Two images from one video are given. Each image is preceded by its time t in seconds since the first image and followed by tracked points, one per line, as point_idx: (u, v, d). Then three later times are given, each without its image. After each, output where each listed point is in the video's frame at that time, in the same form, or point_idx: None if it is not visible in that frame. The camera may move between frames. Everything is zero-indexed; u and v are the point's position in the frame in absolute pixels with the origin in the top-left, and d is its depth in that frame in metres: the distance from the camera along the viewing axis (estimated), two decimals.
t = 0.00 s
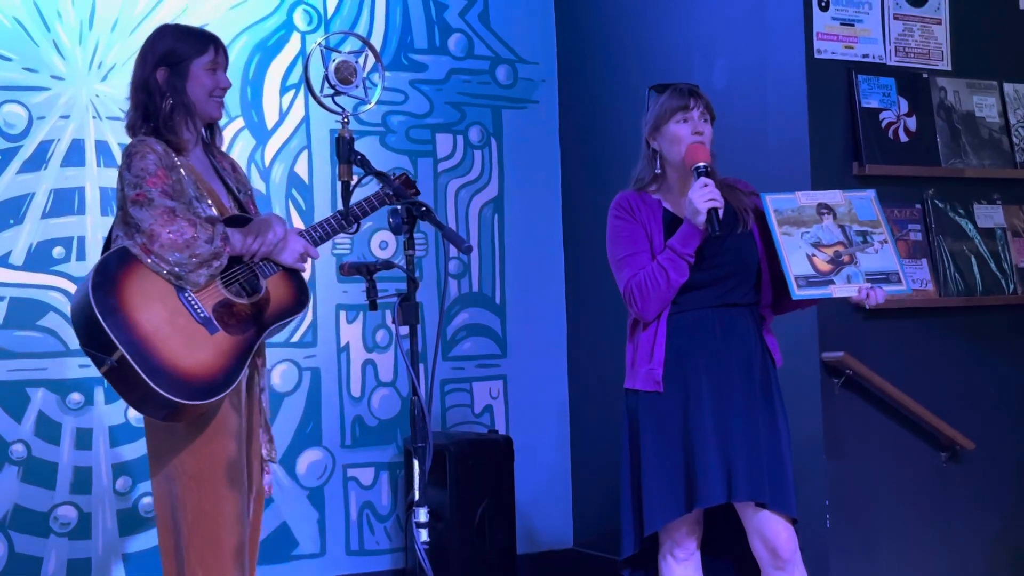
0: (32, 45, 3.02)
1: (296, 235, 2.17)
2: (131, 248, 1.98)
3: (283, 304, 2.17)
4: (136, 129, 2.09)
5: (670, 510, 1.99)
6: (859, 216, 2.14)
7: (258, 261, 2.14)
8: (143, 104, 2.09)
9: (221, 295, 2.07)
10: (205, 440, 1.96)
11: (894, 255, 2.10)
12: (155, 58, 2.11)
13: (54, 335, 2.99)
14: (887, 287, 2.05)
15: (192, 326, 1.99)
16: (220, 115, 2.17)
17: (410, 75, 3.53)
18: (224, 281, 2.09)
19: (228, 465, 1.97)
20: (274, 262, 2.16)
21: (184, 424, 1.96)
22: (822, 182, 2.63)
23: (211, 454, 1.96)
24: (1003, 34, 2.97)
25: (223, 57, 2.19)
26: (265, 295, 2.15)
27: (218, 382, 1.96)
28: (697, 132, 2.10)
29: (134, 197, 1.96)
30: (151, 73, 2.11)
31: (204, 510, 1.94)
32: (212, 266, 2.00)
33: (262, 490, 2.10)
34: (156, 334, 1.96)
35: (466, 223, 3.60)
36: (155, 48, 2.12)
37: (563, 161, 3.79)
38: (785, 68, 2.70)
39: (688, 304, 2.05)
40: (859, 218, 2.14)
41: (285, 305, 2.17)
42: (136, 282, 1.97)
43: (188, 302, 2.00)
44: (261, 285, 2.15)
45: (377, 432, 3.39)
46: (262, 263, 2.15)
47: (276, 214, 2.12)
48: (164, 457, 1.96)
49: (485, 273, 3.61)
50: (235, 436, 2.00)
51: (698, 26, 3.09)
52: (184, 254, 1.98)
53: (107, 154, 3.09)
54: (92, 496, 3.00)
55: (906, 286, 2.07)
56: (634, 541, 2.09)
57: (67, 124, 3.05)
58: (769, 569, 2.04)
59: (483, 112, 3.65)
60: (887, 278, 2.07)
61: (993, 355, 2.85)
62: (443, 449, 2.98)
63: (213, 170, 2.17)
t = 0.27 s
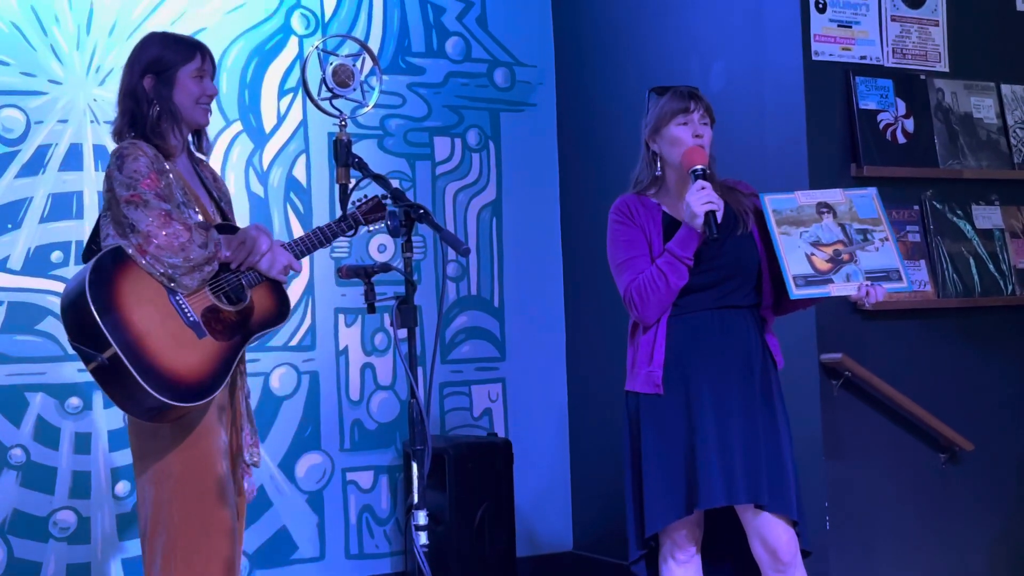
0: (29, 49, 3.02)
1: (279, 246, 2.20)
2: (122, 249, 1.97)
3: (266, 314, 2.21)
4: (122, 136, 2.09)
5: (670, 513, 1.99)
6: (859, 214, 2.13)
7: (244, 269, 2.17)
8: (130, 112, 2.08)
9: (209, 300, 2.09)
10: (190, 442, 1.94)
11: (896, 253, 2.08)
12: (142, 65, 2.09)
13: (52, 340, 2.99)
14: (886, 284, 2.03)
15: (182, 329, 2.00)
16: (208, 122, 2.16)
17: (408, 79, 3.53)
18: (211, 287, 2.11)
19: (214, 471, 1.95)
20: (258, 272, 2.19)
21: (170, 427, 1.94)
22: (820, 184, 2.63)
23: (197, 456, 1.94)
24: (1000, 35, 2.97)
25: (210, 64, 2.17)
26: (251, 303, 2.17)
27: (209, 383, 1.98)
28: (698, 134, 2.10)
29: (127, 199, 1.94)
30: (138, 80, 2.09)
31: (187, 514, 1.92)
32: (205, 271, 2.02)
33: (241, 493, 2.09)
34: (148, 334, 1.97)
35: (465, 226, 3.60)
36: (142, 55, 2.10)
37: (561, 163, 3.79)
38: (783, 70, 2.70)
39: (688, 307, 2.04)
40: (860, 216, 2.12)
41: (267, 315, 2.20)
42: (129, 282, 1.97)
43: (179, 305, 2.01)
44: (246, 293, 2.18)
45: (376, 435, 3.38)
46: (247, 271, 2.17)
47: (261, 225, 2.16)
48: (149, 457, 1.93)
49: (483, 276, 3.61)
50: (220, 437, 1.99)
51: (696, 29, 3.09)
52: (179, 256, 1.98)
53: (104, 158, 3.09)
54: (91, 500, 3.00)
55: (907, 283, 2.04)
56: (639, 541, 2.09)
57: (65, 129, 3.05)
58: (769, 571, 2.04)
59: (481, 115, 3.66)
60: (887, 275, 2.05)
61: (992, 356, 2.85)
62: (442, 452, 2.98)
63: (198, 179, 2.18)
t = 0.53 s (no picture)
0: (27, 54, 3.02)
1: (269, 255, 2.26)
2: (125, 251, 2.00)
3: (257, 320, 2.25)
4: (108, 141, 2.11)
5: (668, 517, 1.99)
6: (861, 217, 2.13)
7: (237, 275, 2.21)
8: (116, 118, 2.11)
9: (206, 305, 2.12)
10: (184, 445, 1.98)
11: (897, 257, 2.09)
12: (129, 72, 2.11)
13: (51, 344, 2.99)
14: (887, 287, 2.03)
15: (184, 331, 2.04)
16: (193, 129, 2.18)
17: (406, 82, 3.54)
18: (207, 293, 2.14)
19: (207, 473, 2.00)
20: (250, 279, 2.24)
21: (163, 430, 1.97)
22: (817, 187, 2.64)
23: (191, 458, 1.98)
24: (998, 37, 2.97)
25: (197, 71, 2.19)
26: (243, 309, 2.21)
27: (211, 384, 2.02)
28: (698, 136, 2.10)
29: (130, 202, 1.97)
30: (125, 87, 2.12)
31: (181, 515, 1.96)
32: (205, 275, 2.07)
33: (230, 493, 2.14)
34: (153, 335, 1.99)
35: (463, 230, 3.60)
36: (130, 62, 2.12)
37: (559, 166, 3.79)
38: (780, 73, 2.70)
39: (686, 307, 2.05)
40: (861, 219, 2.13)
41: (259, 321, 2.25)
42: (133, 283, 1.99)
43: (180, 307, 2.05)
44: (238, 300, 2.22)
45: (375, 439, 3.39)
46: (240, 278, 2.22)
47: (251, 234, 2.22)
48: (144, 459, 1.96)
49: (482, 279, 3.61)
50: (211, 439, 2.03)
51: (693, 32, 3.09)
52: (182, 259, 2.02)
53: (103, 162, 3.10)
54: (89, 505, 3.00)
55: (907, 287, 2.04)
56: (641, 544, 2.08)
57: (63, 133, 3.05)
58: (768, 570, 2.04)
59: (479, 118, 3.66)
60: (888, 279, 2.05)
61: (990, 358, 2.86)
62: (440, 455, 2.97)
63: (185, 185, 2.21)
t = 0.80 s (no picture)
0: (26, 57, 3.02)
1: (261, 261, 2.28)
2: (130, 255, 1.99)
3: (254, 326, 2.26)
4: (100, 148, 2.10)
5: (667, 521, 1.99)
6: (864, 226, 2.13)
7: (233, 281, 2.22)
8: (109, 125, 2.11)
9: (206, 309, 2.13)
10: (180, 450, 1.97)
11: (899, 267, 2.10)
12: (121, 79, 2.11)
13: (50, 347, 2.99)
14: (889, 300, 2.05)
15: (188, 335, 2.04)
16: (186, 134, 2.19)
17: (406, 85, 3.54)
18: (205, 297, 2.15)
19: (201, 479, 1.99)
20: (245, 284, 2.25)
21: (161, 434, 1.96)
22: (817, 190, 2.63)
23: (186, 463, 1.97)
24: (997, 39, 2.97)
25: (189, 77, 2.19)
26: (240, 314, 2.23)
27: (216, 387, 2.04)
28: (699, 143, 2.10)
29: (133, 207, 1.96)
30: (117, 94, 2.11)
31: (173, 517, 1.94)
32: (207, 279, 2.08)
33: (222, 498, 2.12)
34: (159, 338, 2.00)
35: (463, 232, 3.60)
36: (122, 69, 2.12)
37: (559, 168, 3.79)
38: (780, 76, 2.70)
39: (685, 310, 2.05)
40: (864, 228, 2.13)
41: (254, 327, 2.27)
42: (138, 287, 1.99)
43: (182, 311, 2.05)
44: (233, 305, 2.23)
45: (375, 441, 3.39)
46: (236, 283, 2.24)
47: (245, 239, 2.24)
48: (140, 462, 1.94)
49: (482, 281, 3.61)
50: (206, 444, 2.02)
51: (693, 34, 3.09)
52: (187, 263, 2.03)
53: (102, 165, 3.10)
54: (89, 508, 3.00)
55: (909, 300, 2.06)
56: (637, 548, 2.09)
57: (63, 136, 3.05)
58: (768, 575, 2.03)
59: (478, 121, 3.66)
60: (890, 291, 2.07)
61: (990, 361, 2.86)
62: (440, 458, 2.98)
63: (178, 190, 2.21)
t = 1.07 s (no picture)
0: (27, 58, 3.02)
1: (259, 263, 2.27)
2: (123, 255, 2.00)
3: (247, 329, 2.25)
4: (98, 150, 2.10)
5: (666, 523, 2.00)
6: (868, 227, 2.14)
7: (228, 283, 2.22)
8: (108, 128, 2.11)
9: (200, 311, 2.12)
10: (174, 451, 1.98)
11: (902, 269, 2.10)
12: (121, 81, 2.11)
13: (51, 348, 2.99)
14: (891, 302, 2.05)
15: (180, 336, 2.03)
16: (185, 138, 2.19)
17: (406, 86, 3.54)
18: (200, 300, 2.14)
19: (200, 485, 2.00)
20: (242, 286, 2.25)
21: (157, 433, 1.97)
22: (817, 192, 2.63)
23: (181, 463, 1.98)
24: (997, 40, 2.97)
25: (189, 80, 2.19)
26: (234, 316, 2.22)
27: (207, 390, 2.02)
28: (703, 146, 2.10)
29: (126, 207, 1.97)
30: (116, 97, 2.11)
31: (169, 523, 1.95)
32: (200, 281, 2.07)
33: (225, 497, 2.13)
34: (150, 338, 1.99)
35: (463, 233, 3.60)
36: (122, 71, 2.12)
37: (559, 169, 3.79)
38: (780, 77, 2.70)
39: (685, 314, 2.05)
40: (868, 229, 2.14)
41: (249, 330, 2.26)
42: (129, 286, 1.99)
43: (175, 312, 2.04)
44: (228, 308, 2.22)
45: (374, 442, 3.38)
46: (232, 286, 2.23)
47: (242, 243, 2.23)
48: (135, 462, 1.95)
49: (482, 282, 3.61)
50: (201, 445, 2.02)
51: (693, 36, 3.09)
52: (179, 264, 2.02)
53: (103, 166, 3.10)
54: (89, 510, 3.00)
55: (911, 302, 2.07)
56: (629, 550, 2.09)
57: (63, 137, 3.05)
58: None
59: (478, 122, 3.66)
60: (892, 293, 2.07)
61: (990, 363, 2.86)
62: (440, 460, 2.98)
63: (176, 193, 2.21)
